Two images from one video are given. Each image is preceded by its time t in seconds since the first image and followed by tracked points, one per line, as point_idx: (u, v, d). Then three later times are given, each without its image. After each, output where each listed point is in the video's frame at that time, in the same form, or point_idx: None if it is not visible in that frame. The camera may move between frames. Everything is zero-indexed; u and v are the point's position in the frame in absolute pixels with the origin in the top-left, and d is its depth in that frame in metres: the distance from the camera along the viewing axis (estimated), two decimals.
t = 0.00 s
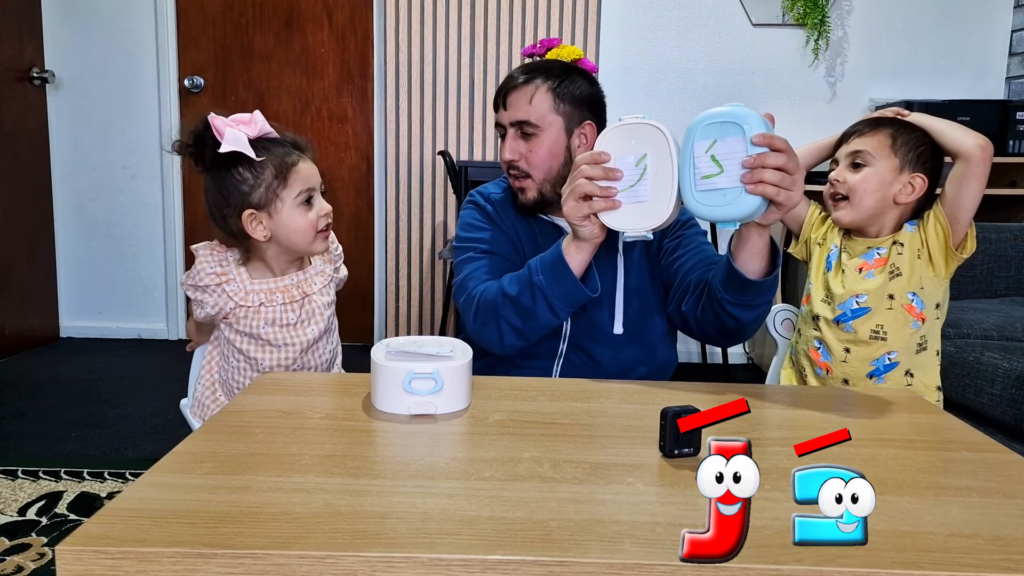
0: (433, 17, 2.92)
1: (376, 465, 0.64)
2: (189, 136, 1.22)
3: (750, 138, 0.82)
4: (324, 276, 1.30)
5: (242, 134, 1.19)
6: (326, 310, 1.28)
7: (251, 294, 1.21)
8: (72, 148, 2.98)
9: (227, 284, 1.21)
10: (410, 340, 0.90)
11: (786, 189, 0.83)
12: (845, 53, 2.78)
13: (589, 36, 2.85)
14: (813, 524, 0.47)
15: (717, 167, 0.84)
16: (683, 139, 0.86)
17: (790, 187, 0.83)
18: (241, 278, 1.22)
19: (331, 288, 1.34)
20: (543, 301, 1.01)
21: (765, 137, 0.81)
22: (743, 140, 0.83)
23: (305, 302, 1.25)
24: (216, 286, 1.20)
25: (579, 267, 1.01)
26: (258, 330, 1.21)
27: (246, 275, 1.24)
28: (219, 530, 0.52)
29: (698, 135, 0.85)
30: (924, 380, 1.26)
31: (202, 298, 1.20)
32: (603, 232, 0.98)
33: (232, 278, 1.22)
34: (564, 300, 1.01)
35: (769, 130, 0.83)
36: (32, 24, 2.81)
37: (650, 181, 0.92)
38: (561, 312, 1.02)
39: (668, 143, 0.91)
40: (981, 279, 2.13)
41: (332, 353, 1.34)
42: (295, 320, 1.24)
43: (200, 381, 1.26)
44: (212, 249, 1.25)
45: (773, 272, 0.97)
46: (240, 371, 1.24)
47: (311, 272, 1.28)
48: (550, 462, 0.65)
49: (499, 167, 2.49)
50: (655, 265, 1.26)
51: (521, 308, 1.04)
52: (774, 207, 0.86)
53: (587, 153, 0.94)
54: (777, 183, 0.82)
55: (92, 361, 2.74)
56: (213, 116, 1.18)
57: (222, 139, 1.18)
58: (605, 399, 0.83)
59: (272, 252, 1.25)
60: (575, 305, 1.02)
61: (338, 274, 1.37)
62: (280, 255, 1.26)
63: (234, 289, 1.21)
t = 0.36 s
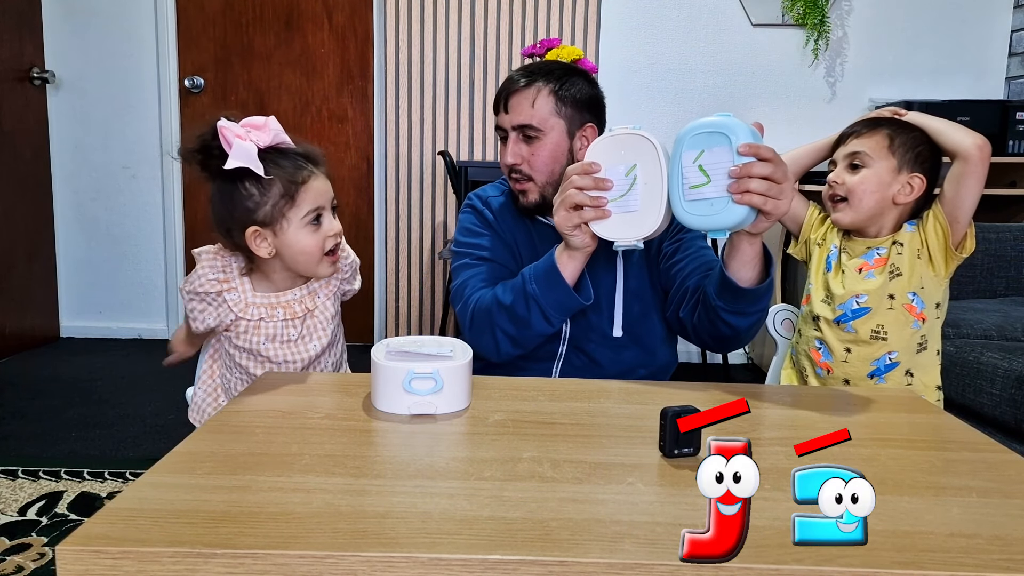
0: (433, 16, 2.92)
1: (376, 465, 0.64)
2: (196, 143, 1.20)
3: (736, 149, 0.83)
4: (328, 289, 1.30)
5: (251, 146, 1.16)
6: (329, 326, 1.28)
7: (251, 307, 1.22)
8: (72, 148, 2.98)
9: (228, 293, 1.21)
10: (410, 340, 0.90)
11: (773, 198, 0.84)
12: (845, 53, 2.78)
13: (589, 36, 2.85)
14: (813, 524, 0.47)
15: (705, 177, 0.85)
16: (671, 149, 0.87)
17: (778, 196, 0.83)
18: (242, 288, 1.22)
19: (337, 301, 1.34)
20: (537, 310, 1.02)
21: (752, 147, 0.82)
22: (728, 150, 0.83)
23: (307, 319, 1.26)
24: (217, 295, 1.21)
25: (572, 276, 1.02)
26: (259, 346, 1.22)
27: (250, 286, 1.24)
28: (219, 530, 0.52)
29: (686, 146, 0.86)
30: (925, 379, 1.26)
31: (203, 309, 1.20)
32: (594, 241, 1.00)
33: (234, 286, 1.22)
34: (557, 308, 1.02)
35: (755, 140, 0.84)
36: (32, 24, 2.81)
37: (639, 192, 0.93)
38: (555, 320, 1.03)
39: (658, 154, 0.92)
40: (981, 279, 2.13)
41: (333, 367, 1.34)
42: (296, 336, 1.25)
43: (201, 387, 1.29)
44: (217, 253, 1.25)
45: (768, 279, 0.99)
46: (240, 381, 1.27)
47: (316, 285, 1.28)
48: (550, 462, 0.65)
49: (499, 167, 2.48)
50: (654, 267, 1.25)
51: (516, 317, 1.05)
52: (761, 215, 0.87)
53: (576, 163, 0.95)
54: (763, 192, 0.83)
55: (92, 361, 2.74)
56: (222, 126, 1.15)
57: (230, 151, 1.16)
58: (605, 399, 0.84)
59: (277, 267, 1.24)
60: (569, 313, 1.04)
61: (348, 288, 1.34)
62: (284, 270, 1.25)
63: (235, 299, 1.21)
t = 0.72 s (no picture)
0: (433, 16, 2.92)
1: (376, 465, 0.64)
2: (199, 146, 1.21)
3: (740, 156, 0.80)
4: (335, 284, 1.30)
5: (250, 146, 1.16)
6: (336, 320, 1.29)
7: (258, 308, 1.22)
8: (72, 148, 2.98)
9: (232, 298, 1.20)
10: (410, 340, 0.90)
11: (778, 206, 0.80)
12: (845, 53, 2.78)
13: (589, 36, 2.85)
14: (813, 525, 0.47)
15: (709, 184, 0.82)
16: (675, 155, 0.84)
17: (783, 203, 0.80)
18: (246, 291, 1.22)
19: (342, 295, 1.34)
20: (498, 331, 1.08)
21: (754, 156, 0.79)
22: (734, 157, 0.80)
23: (314, 314, 1.26)
24: (221, 301, 1.20)
25: (532, 302, 1.06)
26: (268, 345, 1.22)
27: (252, 287, 1.23)
28: (219, 530, 0.52)
29: (690, 152, 0.82)
30: (921, 379, 1.26)
31: (208, 317, 1.19)
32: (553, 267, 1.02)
33: (236, 290, 1.21)
34: (515, 330, 1.07)
35: (761, 147, 0.80)
36: (32, 24, 2.81)
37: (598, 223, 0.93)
38: (514, 339, 1.08)
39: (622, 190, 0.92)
40: (981, 279, 2.13)
41: (340, 362, 1.35)
42: (304, 332, 1.25)
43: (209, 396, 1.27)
44: (213, 261, 1.23)
45: (775, 283, 0.95)
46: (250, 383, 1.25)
47: (323, 282, 1.29)
48: (550, 462, 0.65)
49: (499, 167, 2.48)
50: (656, 268, 1.24)
51: (479, 338, 1.10)
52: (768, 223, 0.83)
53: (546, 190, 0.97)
54: (768, 200, 0.80)
55: (92, 361, 2.74)
56: (223, 128, 1.15)
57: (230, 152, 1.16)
58: (605, 399, 0.83)
59: (281, 267, 1.25)
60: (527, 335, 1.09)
61: (353, 283, 1.36)
62: (289, 270, 1.25)
63: (241, 303, 1.21)
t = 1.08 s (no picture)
0: (433, 17, 2.92)
1: (376, 465, 0.64)
2: (204, 132, 1.22)
3: (803, 99, 0.73)
4: (324, 272, 1.30)
5: (254, 135, 1.18)
6: (328, 305, 1.28)
7: (251, 298, 1.21)
8: (72, 148, 2.98)
9: (226, 290, 1.20)
10: (410, 340, 0.90)
11: (839, 151, 0.74)
12: (845, 53, 2.78)
13: (589, 36, 2.85)
14: (813, 524, 0.47)
15: (767, 129, 0.75)
16: (728, 101, 0.77)
17: (845, 149, 0.74)
18: (238, 283, 1.21)
19: (333, 284, 1.33)
20: (479, 339, 1.11)
21: (820, 99, 0.73)
22: (796, 100, 0.74)
23: (305, 300, 1.26)
24: (215, 294, 1.19)
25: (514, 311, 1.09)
26: (262, 331, 1.21)
27: (244, 278, 1.23)
28: (219, 530, 0.52)
29: (746, 96, 0.75)
30: (920, 379, 1.26)
31: (204, 309, 1.19)
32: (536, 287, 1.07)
33: (229, 283, 1.20)
34: (497, 338, 1.10)
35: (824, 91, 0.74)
36: (32, 24, 2.81)
37: (588, 257, 1.03)
38: (493, 347, 1.12)
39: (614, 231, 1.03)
40: (981, 279, 2.13)
41: (335, 348, 1.33)
42: (297, 318, 1.24)
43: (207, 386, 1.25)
44: (208, 257, 1.23)
45: (815, 245, 0.88)
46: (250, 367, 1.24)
47: (312, 270, 1.28)
48: (549, 462, 0.65)
49: (499, 168, 2.48)
50: (660, 259, 1.24)
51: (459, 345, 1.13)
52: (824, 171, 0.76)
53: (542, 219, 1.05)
54: (831, 145, 0.73)
55: (92, 361, 2.74)
56: (229, 115, 1.18)
57: (236, 140, 1.18)
58: (604, 399, 0.83)
59: (273, 257, 1.25)
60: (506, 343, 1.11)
61: (342, 271, 1.35)
62: (281, 260, 1.25)
63: (234, 294, 1.20)
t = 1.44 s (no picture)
0: (433, 17, 2.92)
1: (376, 465, 0.64)
2: (209, 130, 1.22)
3: (798, 55, 0.71)
4: (325, 263, 1.29)
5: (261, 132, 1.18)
6: (329, 295, 1.28)
7: (256, 282, 1.21)
8: (72, 147, 2.98)
9: (232, 274, 1.20)
10: (410, 340, 0.90)
11: (836, 109, 0.72)
12: (845, 53, 2.78)
13: (589, 36, 2.85)
14: (813, 525, 0.47)
15: (762, 86, 0.73)
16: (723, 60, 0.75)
17: (841, 105, 0.72)
18: (244, 268, 1.21)
19: (333, 276, 1.33)
20: (479, 341, 1.11)
21: (816, 57, 0.70)
22: (790, 57, 0.72)
23: (307, 288, 1.25)
24: (220, 278, 1.19)
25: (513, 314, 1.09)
26: (264, 316, 1.21)
27: (249, 264, 1.23)
28: (219, 530, 0.52)
29: (741, 54, 0.73)
30: (921, 378, 1.25)
31: (208, 292, 1.19)
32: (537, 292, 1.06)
33: (235, 268, 1.21)
34: (498, 341, 1.09)
35: (819, 48, 0.72)
36: (32, 24, 2.81)
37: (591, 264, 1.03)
38: (494, 348, 1.11)
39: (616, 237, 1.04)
40: (980, 279, 2.13)
41: (333, 341, 1.33)
42: (298, 305, 1.24)
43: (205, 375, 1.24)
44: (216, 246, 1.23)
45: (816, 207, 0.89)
46: (250, 353, 1.23)
47: (314, 259, 1.28)
48: (549, 462, 0.65)
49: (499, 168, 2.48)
50: (660, 250, 1.24)
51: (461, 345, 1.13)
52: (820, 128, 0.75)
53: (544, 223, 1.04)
54: (828, 101, 0.71)
55: (92, 361, 2.74)
56: (233, 114, 1.17)
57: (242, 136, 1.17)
58: (605, 399, 0.83)
59: (279, 248, 1.25)
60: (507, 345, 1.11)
61: (339, 263, 1.35)
62: (287, 251, 1.26)
63: (238, 279, 1.20)
